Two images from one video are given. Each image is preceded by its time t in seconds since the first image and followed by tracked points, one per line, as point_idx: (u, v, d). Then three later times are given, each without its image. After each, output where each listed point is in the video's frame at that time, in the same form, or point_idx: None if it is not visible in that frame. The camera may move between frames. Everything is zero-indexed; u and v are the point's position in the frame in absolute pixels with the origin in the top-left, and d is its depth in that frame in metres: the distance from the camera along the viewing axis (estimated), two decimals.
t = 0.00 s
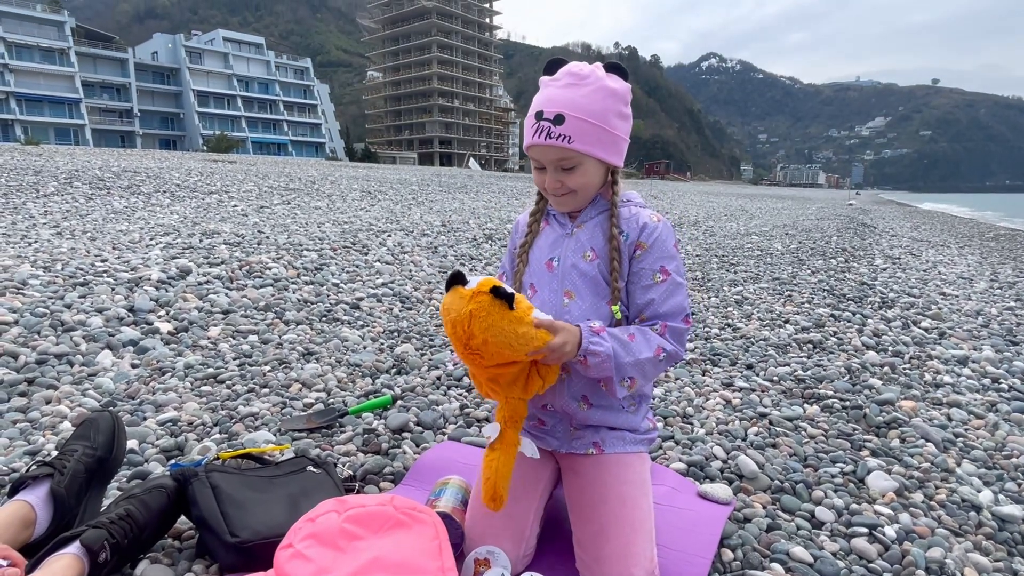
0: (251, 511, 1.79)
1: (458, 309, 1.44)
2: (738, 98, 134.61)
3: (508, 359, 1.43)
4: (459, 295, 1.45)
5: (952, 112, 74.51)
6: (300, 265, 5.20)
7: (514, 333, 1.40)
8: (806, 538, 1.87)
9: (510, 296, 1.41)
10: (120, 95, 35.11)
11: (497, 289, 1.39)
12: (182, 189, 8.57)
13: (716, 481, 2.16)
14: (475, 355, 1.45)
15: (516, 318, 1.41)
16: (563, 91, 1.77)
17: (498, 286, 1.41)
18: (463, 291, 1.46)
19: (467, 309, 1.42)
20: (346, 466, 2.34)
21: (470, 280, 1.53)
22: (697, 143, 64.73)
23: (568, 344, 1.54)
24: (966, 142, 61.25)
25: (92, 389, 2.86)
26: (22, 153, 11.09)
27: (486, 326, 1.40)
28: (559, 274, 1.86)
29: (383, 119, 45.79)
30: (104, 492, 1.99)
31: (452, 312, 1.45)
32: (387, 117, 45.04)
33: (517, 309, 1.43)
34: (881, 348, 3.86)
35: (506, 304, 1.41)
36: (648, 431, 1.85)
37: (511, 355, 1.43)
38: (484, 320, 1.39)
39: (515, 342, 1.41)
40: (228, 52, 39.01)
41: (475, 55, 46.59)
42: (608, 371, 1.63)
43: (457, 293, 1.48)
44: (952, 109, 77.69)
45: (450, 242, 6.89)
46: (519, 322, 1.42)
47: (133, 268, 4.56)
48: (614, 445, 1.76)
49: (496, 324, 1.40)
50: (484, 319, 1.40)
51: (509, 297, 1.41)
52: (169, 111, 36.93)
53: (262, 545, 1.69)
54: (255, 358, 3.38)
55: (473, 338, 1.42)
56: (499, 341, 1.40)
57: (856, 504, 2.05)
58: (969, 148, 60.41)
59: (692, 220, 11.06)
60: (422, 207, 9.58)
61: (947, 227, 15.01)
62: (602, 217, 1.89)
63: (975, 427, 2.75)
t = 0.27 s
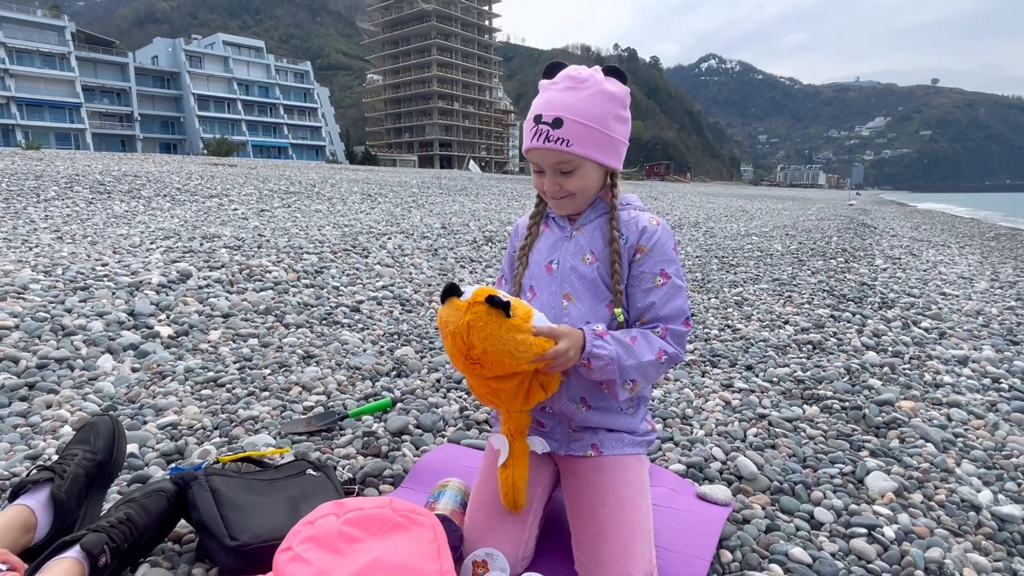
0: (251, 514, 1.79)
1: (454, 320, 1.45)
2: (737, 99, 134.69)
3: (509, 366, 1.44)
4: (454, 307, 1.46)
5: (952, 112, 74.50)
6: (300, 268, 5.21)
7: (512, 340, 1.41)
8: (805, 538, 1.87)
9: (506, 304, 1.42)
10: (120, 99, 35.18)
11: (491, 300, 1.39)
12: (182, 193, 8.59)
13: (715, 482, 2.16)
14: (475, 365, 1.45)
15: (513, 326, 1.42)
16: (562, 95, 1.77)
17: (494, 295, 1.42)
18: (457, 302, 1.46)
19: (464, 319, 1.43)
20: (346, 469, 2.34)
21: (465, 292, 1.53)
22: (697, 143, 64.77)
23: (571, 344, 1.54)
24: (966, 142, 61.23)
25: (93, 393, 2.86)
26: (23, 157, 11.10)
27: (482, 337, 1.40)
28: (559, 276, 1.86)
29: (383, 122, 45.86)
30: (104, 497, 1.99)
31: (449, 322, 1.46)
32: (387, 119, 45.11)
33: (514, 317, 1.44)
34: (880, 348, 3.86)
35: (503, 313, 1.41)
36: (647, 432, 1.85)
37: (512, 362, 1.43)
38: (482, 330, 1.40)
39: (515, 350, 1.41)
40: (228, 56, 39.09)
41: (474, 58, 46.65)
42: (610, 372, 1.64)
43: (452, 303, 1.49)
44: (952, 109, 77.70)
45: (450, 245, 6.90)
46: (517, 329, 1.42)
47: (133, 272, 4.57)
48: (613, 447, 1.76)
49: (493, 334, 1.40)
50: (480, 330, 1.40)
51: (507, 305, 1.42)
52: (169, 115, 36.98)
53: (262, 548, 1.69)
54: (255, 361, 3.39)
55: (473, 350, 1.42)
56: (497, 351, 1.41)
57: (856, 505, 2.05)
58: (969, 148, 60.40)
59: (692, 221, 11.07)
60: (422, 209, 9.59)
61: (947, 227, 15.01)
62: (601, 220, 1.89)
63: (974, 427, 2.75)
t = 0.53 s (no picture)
0: (251, 518, 1.80)
1: (450, 334, 1.45)
2: (737, 100, 134.77)
3: (507, 378, 1.44)
4: (448, 319, 1.45)
5: (952, 112, 74.53)
6: (300, 271, 5.22)
7: (510, 350, 1.41)
8: (804, 540, 1.88)
9: (503, 317, 1.42)
10: (121, 103, 35.24)
11: (487, 314, 1.39)
12: (183, 196, 8.61)
13: (714, 484, 2.16)
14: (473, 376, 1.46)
15: (511, 336, 1.42)
16: (563, 100, 1.77)
17: (488, 306, 1.41)
18: (451, 315, 1.46)
19: (459, 332, 1.43)
20: (346, 472, 2.35)
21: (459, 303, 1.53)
22: (697, 144, 64.80)
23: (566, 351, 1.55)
24: (966, 142, 61.25)
25: (94, 397, 2.87)
26: (24, 162, 11.12)
27: (480, 348, 1.40)
28: (558, 279, 1.87)
29: (383, 124, 45.93)
30: (105, 501, 2.00)
31: (446, 336, 1.46)
32: (388, 122, 45.19)
33: (510, 327, 1.43)
34: (880, 349, 3.87)
35: (500, 327, 1.41)
36: (646, 435, 1.86)
37: (509, 374, 1.44)
38: (479, 343, 1.41)
39: (512, 361, 1.42)
40: (228, 59, 39.17)
41: (474, 60, 46.73)
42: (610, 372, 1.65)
43: (447, 316, 1.49)
44: (952, 109, 77.74)
45: (451, 247, 6.91)
46: (513, 339, 1.42)
47: (134, 276, 4.58)
48: (612, 450, 1.77)
49: (491, 345, 1.40)
50: (478, 343, 1.40)
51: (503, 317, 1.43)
52: (170, 119, 37.03)
53: (263, 552, 1.70)
54: (255, 365, 3.39)
55: (470, 362, 1.43)
56: (496, 362, 1.41)
57: (855, 506, 2.05)
58: (969, 147, 60.41)
59: (692, 222, 11.07)
60: (422, 212, 9.61)
61: (947, 227, 15.02)
62: (601, 224, 1.90)
63: (974, 427, 2.75)
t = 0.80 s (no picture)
0: (251, 520, 1.80)
1: (452, 324, 1.44)
2: (737, 102, 134.90)
3: (508, 370, 1.44)
4: (451, 308, 1.45)
5: (952, 112, 74.58)
6: (301, 273, 5.22)
7: (512, 340, 1.42)
8: (804, 541, 1.88)
9: (507, 306, 1.42)
10: (121, 106, 35.29)
11: (492, 301, 1.39)
12: (183, 199, 8.62)
13: (714, 485, 2.16)
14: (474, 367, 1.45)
15: (514, 326, 1.42)
16: (563, 102, 1.78)
17: (492, 296, 1.41)
18: (455, 304, 1.45)
19: (461, 322, 1.42)
20: (346, 474, 2.35)
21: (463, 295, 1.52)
22: (697, 146, 64.84)
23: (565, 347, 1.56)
24: (966, 142, 61.30)
25: (94, 400, 2.87)
26: (25, 165, 11.15)
27: (484, 336, 1.40)
28: (557, 281, 1.87)
29: (383, 127, 45.99)
30: (105, 503, 2.00)
31: (448, 325, 1.45)
32: (388, 124, 45.25)
33: (512, 318, 1.43)
34: (880, 350, 3.86)
35: (503, 315, 1.41)
36: (645, 436, 1.85)
37: (510, 365, 1.44)
38: (481, 332, 1.40)
39: (514, 352, 1.42)
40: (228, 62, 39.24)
41: (474, 62, 46.79)
42: (607, 371, 1.65)
43: (449, 307, 1.48)
44: (951, 109, 77.78)
45: (451, 249, 6.92)
46: (516, 330, 1.42)
47: (134, 279, 4.59)
48: (611, 451, 1.76)
49: (495, 333, 1.40)
50: (481, 331, 1.40)
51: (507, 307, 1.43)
52: (170, 122, 37.11)
53: (262, 554, 1.70)
54: (256, 367, 3.39)
55: (473, 352, 1.43)
56: (499, 351, 1.41)
57: (854, 507, 2.04)
58: (969, 148, 60.46)
59: (692, 224, 11.09)
60: (422, 214, 9.61)
61: (948, 227, 15.03)
62: (601, 226, 1.90)
63: (975, 428, 2.75)
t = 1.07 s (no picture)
0: (253, 522, 1.79)
1: (454, 330, 1.45)
2: (737, 103, 134.98)
3: (514, 365, 1.44)
4: (452, 315, 1.46)
5: (952, 113, 74.61)
6: (302, 275, 5.23)
7: (516, 335, 1.41)
8: (807, 542, 1.87)
9: (508, 303, 1.43)
10: (122, 109, 35.33)
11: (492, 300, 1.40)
12: (185, 202, 8.62)
13: (717, 486, 2.15)
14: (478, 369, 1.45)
15: (518, 319, 1.43)
16: (566, 101, 1.77)
17: (491, 296, 1.42)
18: (455, 310, 1.46)
19: (464, 326, 1.43)
20: (347, 475, 2.34)
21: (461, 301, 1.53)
22: (697, 147, 64.86)
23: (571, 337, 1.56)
24: (966, 143, 61.34)
25: (95, 402, 2.87)
26: (25, 168, 11.16)
27: (487, 334, 1.40)
28: (560, 281, 1.86)
29: (384, 129, 46.06)
30: (106, 505, 1.99)
31: (450, 331, 1.46)
32: (388, 127, 45.32)
33: (514, 313, 1.44)
34: (882, 350, 3.86)
35: (505, 312, 1.42)
36: (648, 436, 1.85)
37: (517, 360, 1.43)
38: (484, 331, 1.40)
39: (519, 347, 1.42)
40: (229, 65, 39.31)
41: (475, 64, 46.86)
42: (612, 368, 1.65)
43: (450, 313, 1.49)
44: (951, 110, 77.81)
45: (452, 251, 6.92)
46: (519, 324, 1.43)
47: (135, 281, 4.58)
48: (614, 451, 1.76)
49: (498, 330, 1.41)
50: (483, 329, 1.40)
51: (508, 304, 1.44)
52: (171, 125, 37.16)
53: (264, 556, 1.69)
54: (257, 369, 3.39)
55: (478, 353, 1.43)
56: (504, 347, 1.41)
57: (858, 508, 2.04)
58: (969, 149, 60.50)
59: (692, 225, 11.09)
60: (423, 216, 9.62)
61: (948, 228, 15.02)
62: (602, 226, 1.90)
63: (977, 428, 2.74)
